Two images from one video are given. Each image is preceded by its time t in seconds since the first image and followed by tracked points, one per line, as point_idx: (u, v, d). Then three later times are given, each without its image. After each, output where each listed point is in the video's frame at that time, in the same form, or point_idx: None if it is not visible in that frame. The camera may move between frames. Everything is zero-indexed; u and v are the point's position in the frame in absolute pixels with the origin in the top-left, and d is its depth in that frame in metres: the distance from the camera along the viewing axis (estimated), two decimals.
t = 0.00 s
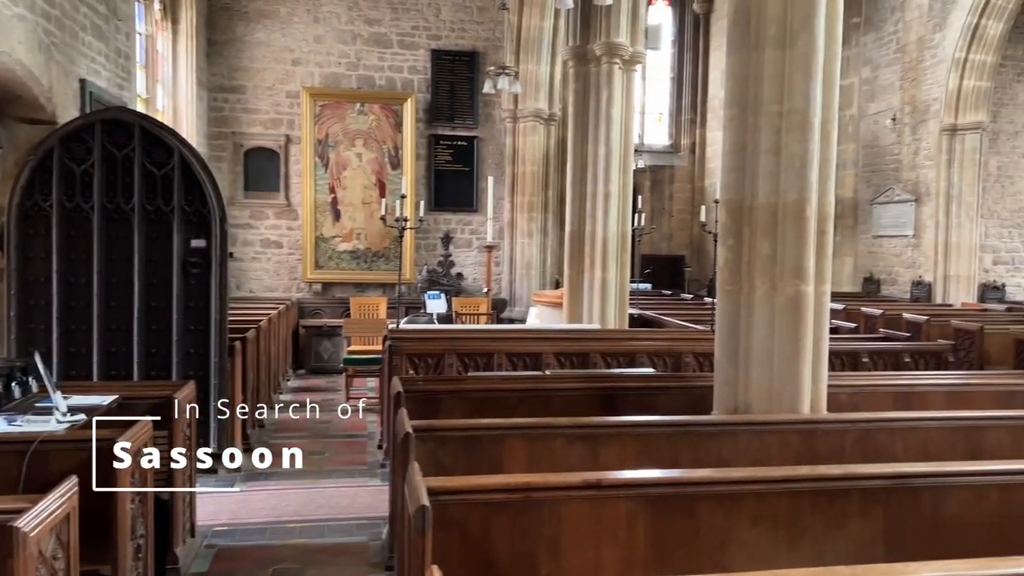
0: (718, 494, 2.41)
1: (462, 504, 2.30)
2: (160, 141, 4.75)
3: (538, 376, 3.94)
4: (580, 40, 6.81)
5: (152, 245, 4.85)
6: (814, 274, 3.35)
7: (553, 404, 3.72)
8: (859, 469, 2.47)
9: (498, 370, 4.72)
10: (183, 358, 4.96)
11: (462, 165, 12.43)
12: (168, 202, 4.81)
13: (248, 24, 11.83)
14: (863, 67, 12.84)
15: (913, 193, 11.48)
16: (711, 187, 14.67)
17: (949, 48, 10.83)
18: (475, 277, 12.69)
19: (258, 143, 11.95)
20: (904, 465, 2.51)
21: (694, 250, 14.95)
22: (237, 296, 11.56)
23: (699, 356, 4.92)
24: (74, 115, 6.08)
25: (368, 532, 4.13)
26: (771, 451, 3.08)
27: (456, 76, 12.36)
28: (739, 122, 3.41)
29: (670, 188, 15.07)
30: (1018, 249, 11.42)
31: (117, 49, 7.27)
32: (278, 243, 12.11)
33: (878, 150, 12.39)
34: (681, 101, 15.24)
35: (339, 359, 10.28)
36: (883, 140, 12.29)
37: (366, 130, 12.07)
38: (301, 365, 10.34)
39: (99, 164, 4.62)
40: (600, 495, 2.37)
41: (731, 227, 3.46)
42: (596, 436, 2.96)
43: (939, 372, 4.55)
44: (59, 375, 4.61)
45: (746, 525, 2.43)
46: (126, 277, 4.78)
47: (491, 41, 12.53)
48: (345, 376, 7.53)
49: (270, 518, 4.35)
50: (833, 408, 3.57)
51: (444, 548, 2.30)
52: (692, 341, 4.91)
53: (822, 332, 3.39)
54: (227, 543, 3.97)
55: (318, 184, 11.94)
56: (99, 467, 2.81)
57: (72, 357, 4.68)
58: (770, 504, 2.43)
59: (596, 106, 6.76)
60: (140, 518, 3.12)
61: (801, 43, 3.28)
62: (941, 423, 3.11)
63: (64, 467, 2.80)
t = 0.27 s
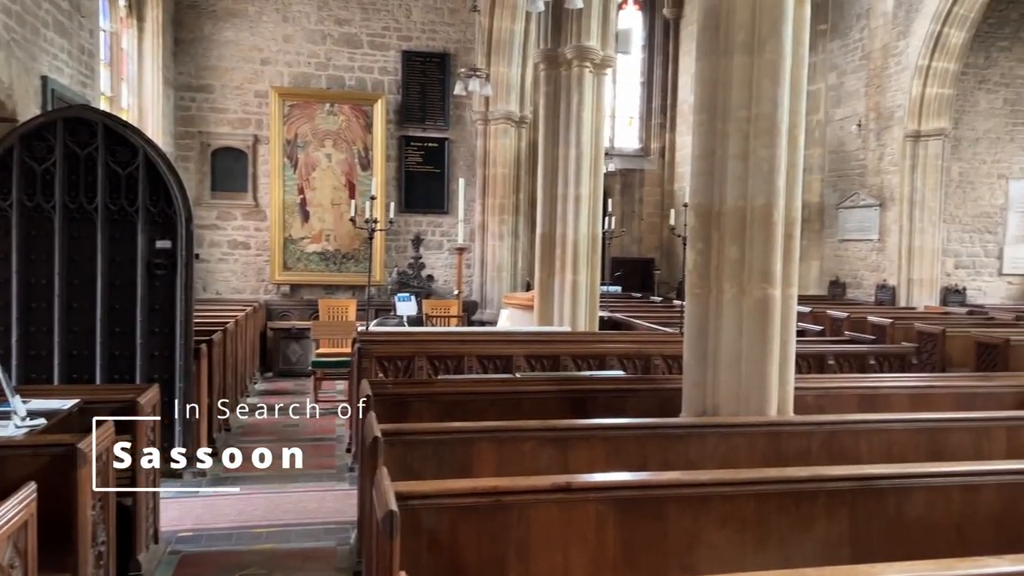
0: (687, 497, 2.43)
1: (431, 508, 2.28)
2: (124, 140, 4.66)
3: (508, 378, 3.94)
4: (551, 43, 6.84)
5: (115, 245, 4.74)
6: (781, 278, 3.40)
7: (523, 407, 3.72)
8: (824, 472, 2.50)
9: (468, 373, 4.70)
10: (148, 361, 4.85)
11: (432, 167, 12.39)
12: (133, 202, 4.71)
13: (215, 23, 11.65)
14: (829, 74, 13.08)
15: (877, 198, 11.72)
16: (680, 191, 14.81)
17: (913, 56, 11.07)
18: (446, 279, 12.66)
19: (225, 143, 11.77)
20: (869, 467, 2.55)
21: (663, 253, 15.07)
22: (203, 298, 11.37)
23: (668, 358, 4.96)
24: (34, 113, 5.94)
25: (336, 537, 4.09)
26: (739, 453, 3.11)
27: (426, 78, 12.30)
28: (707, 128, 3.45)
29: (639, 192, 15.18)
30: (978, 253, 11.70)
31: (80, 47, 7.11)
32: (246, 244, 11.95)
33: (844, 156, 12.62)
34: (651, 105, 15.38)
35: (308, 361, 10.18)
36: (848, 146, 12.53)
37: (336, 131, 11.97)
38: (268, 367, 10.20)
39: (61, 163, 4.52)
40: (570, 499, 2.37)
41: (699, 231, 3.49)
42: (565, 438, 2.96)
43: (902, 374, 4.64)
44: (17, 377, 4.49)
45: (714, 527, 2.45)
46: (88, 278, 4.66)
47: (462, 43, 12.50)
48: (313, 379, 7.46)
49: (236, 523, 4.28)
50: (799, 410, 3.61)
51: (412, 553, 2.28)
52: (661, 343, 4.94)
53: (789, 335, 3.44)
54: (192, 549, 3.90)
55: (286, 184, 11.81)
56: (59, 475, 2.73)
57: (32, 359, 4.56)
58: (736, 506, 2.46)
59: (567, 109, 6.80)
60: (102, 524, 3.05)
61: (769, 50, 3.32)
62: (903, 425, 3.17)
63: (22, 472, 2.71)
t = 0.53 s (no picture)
0: (655, 498, 2.45)
1: (400, 513, 2.26)
2: (81, 140, 4.53)
3: (476, 380, 3.92)
4: (515, 44, 6.85)
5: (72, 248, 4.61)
6: (746, 279, 3.44)
7: (491, 409, 3.71)
8: (790, 470, 2.53)
9: (435, 375, 4.67)
10: (107, 366, 4.73)
11: (398, 168, 12.29)
12: (91, 204, 4.59)
13: (176, 22, 11.43)
14: (790, 76, 13.32)
15: (838, 199, 11.93)
16: (645, 192, 14.93)
17: (872, 59, 11.32)
18: (413, 281, 12.57)
19: (186, 143, 11.56)
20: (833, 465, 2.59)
21: (629, 254, 15.17)
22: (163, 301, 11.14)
23: (635, 358, 4.99)
24: None
25: (302, 543, 4.03)
26: (705, 452, 3.14)
27: (392, 78, 12.20)
28: (673, 130, 3.48)
29: (605, 193, 15.26)
30: (935, 253, 11.99)
31: (35, 45, 6.91)
32: (208, 246, 11.73)
33: (805, 157, 12.85)
34: (616, 106, 15.50)
35: (272, 365, 10.03)
36: (809, 147, 12.77)
37: (300, 131, 11.82)
38: (232, 371, 10.03)
39: (16, 163, 4.37)
40: (539, 501, 2.37)
41: (665, 232, 3.52)
42: (534, 441, 2.96)
43: (863, 372, 4.74)
44: None
45: (682, 528, 2.47)
46: (44, 282, 4.52)
47: (427, 44, 12.44)
48: (277, 383, 7.35)
49: (199, 530, 4.19)
50: (764, 408, 3.66)
51: (381, 559, 2.26)
52: (628, 344, 4.97)
53: (754, 334, 3.48)
54: (153, 558, 3.80)
55: (249, 186, 11.63)
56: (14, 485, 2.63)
57: None
58: (704, 506, 2.48)
59: (533, 110, 6.81)
60: (60, 535, 2.95)
61: (733, 52, 3.36)
62: (866, 424, 3.23)
63: None
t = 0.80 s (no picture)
0: (624, 495, 2.47)
1: (369, 516, 2.23)
2: (29, 138, 4.35)
3: (441, 380, 3.92)
4: (476, 42, 6.84)
5: (21, 251, 4.43)
6: (708, 275, 3.49)
7: (457, 408, 3.70)
8: (755, 464, 2.58)
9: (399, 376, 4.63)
10: (60, 371, 4.58)
11: (357, 166, 12.15)
12: (41, 204, 4.42)
13: (126, 17, 11.10)
14: (745, 75, 13.58)
15: (793, 196, 12.19)
16: (604, 189, 15.04)
17: (824, 59, 11.59)
18: (373, 280, 12.44)
19: (139, 142, 11.21)
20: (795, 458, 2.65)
21: (589, 251, 15.27)
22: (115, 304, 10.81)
23: (598, 355, 5.04)
24: None
25: (266, 547, 3.96)
26: (670, 448, 3.18)
27: (350, 75, 12.05)
28: (635, 128, 3.51)
29: (565, 191, 15.33)
30: (886, 248, 12.34)
31: None
32: (162, 247, 11.42)
33: (760, 155, 13.12)
34: (574, 105, 15.58)
35: (230, 367, 9.83)
36: (764, 145, 13.04)
37: (256, 130, 11.61)
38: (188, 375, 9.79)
39: None
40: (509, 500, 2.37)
41: (628, 230, 3.55)
42: (501, 440, 2.96)
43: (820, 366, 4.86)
44: None
45: (651, 523, 2.50)
46: None
47: (385, 41, 12.34)
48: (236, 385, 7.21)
49: (159, 537, 4.08)
50: (726, 403, 3.73)
51: (350, 562, 2.23)
52: (591, 342, 5.01)
53: (715, 330, 3.53)
54: (111, 567, 3.69)
55: (204, 185, 11.37)
56: None
57: None
58: (672, 501, 2.51)
59: (494, 109, 6.81)
60: (15, 547, 2.84)
61: (693, 52, 3.40)
62: (826, 417, 3.31)
63: None
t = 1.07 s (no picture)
0: (595, 492, 2.49)
1: (338, 518, 2.20)
2: None
3: (406, 379, 3.89)
4: (437, 39, 6.80)
5: None
6: (671, 272, 3.54)
7: (423, 408, 3.68)
8: (721, 458, 2.63)
9: (363, 376, 4.58)
10: (11, 376, 4.40)
11: (315, 163, 11.96)
12: None
13: (75, 11, 10.75)
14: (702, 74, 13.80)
15: (750, 193, 12.43)
16: (565, 187, 15.11)
17: (779, 58, 11.84)
18: (333, 279, 12.28)
19: (90, 139, 10.88)
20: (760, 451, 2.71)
21: (550, 249, 15.33)
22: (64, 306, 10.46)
23: (563, 353, 5.05)
24: None
25: (229, 551, 3.88)
26: (637, 444, 3.22)
27: (307, 72, 11.85)
28: (599, 126, 3.53)
29: (525, 188, 15.37)
30: (840, 244, 12.66)
31: None
32: (115, 246, 11.09)
33: (717, 153, 13.35)
34: (534, 102, 15.61)
35: (188, 369, 9.61)
36: (721, 143, 13.27)
37: (211, 126, 11.31)
38: (143, 377, 9.53)
39: None
40: (480, 500, 2.36)
41: (593, 228, 3.57)
42: (470, 439, 2.95)
43: (780, 360, 4.96)
44: None
45: (621, 519, 2.52)
46: None
47: (344, 37, 12.15)
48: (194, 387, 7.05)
49: (117, 544, 3.97)
50: (690, 398, 3.78)
51: (320, 566, 2.20)
52: (556, 339, 5.02)
53: (679, 326, 3.59)
54: None
55: (158, 183, 11.06)
56: None
57: None
58: (641, 497, 2.54)
59: (455, 106, 6.78)
60: None
61: (656, 50, 3.44)
62: (788, 410, 3.38)
63: None
